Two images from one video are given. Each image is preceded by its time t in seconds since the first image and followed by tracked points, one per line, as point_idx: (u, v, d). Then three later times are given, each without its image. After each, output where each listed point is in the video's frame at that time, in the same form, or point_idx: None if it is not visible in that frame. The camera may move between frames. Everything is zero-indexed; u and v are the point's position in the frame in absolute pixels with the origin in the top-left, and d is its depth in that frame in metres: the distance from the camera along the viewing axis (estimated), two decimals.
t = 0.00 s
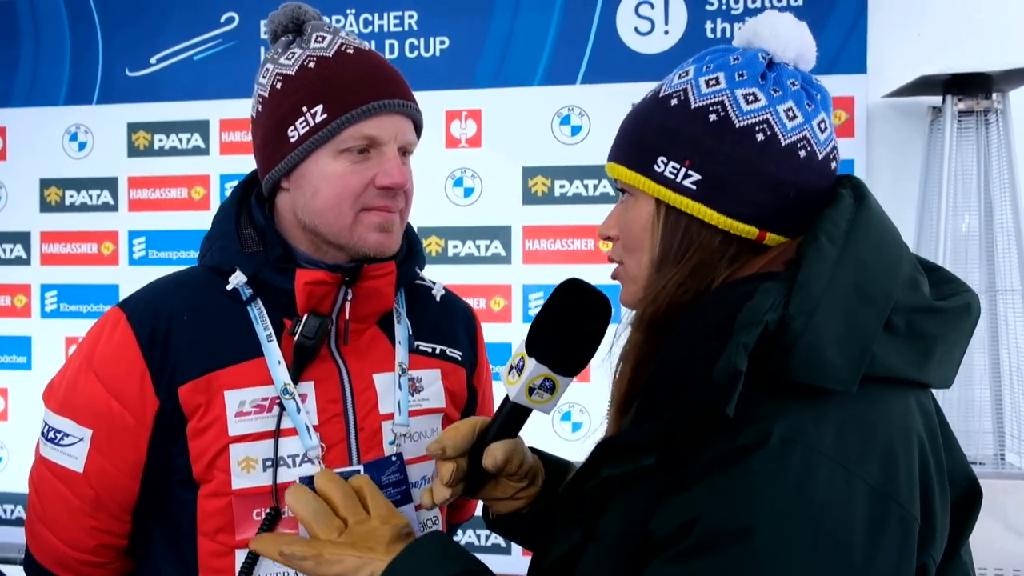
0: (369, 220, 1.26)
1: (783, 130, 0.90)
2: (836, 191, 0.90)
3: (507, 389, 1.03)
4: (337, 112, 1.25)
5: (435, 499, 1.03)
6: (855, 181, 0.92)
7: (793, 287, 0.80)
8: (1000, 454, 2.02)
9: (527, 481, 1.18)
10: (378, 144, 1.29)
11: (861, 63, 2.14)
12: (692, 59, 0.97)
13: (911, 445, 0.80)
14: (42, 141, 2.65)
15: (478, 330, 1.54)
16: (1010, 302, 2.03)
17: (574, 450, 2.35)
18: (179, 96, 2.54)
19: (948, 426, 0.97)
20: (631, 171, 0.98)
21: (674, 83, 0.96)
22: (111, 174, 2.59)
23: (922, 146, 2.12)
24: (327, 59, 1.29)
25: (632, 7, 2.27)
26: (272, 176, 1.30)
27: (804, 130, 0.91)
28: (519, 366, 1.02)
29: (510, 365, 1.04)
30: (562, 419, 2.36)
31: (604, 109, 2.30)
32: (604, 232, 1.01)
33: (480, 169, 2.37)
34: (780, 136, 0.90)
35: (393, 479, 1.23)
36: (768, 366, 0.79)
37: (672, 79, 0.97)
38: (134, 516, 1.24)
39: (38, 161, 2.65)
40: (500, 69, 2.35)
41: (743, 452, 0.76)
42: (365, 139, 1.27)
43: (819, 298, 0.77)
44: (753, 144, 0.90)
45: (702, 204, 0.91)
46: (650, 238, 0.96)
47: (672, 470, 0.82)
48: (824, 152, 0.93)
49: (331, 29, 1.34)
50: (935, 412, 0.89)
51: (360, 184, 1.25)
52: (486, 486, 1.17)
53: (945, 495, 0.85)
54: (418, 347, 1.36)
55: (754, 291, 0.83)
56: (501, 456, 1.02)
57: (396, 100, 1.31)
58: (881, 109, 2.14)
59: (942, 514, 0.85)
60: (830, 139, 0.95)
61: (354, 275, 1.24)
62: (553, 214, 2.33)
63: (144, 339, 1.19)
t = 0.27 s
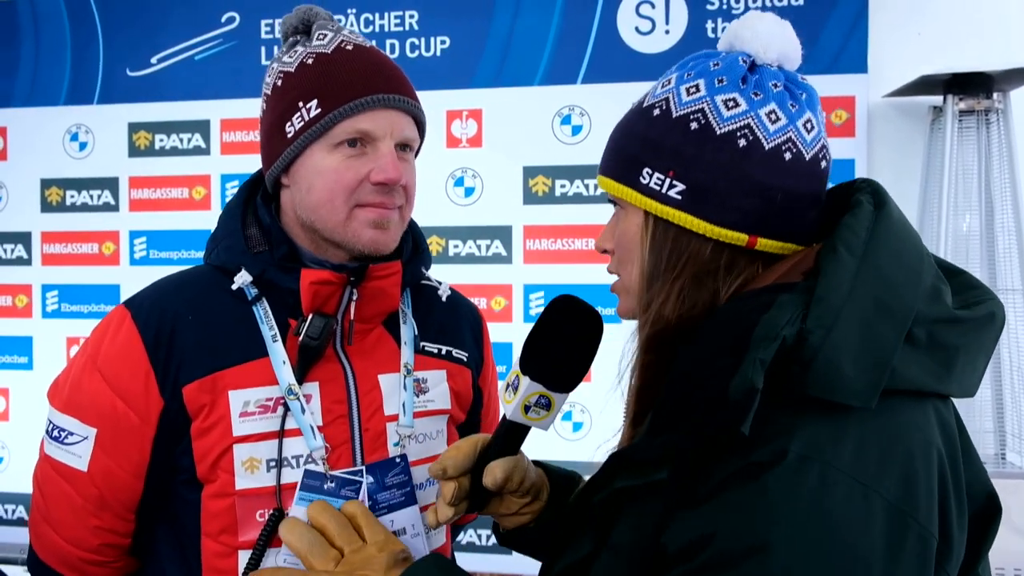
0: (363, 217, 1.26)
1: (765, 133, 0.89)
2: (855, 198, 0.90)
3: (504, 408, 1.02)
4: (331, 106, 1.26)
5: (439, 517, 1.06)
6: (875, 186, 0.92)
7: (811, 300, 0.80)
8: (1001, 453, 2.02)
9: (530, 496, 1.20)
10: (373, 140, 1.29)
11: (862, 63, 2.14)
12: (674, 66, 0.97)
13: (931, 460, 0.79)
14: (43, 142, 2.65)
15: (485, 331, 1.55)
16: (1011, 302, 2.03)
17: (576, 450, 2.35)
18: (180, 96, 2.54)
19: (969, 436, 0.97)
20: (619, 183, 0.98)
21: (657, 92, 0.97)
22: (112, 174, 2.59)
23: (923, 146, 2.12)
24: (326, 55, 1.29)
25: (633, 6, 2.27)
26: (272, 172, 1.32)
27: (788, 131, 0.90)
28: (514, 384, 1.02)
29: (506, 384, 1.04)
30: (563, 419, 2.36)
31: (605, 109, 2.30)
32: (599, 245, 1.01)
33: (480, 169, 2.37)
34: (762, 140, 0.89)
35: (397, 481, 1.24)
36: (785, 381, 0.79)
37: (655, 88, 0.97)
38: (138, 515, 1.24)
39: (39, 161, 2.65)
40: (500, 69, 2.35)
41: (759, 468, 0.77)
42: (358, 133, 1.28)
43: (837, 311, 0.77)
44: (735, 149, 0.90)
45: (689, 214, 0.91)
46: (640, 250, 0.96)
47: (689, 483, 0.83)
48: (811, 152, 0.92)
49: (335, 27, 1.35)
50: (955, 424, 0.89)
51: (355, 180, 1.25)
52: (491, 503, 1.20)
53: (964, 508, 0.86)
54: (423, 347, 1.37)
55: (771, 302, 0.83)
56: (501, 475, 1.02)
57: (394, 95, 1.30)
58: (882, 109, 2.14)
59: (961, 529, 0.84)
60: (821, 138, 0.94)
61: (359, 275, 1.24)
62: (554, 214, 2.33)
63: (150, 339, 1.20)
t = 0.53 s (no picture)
0: (367, 219, 1.26)
1: (771, 134, 0.89)
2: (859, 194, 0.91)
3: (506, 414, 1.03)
4: (336, 105, 1.26)
5: (443, 523, 1.09)
6: (878, 184, 0.92)
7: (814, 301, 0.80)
8: (1002, 453, 2.01)
9: (535, 502, 1.21)
10: (378, 139, 1.29)
11: (862, 62, 2.15)
12: (676, 65, 0.97)
13: (937, 460, 0.79)
14: (43, 142, 2.65)
15: (493, 333, 1.56)
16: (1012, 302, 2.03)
17: (576, 451, 2.35)
18: (180, 96, 2.54)
19: (974, 435, 0.97)
20: (623, 187, 0.99)
21: (658, 92, 0.97)
22: (112, 174, 2.59)
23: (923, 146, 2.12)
24: (336, 55, 1.31)
25: (633, 6, 2.27)
26: (281, 170, 1.33)
27: (794, 130, 0.90)
28: (515, 391, 1.02)
29: (507, 391, 1.05)
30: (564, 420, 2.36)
31: (605, 108, 2.30)
32: (605, 247, 1.03)
33: (481, 169, 2.37)
34: (768, 141, 0.89)
35: (403, 483, 1.24)
36: (789, 384, 0.79)
37: (657, 87, 0.97)
38: (144, 513, 1.25)
39: (39, 161, 2.65)
40: (501, 69, 2.35)
41: (765, 472, 0.77)
42: (363, 133, 1.28)
43: (841, 312, 0.77)
44: (740, 151, 0.90)
45: (695, 219, 0.92)
46: (647, 254, 0.96)
47: (693, 486, 0.83)
48: (818, 151, 0.92)
49: (346, 28, 1.36)
50: (960, 422, 0.89)
51: (360, 180, 1.25)
52: (498, 509, 1.20)
53: (970, 507, 0.86)
54: (431, 350, 1.38)
55: (773, 304, 0.84)
56: (503, 481, 1.04)
57: (400, 95, 1.30)
58: (882, 109, 2.15)
59: (967, 530, 0.85)
60: (826, 134, 0.94)
61: (367, 276, 1.25)
62: (554, 214, 2.33)
63: (158, 337, 1.21)
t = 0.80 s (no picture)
0: (369, 219, 1.26)
1: (768, 127, 0.89)
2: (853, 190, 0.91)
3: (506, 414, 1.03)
4: (338, 104, 1.26)
5: (444, 523, 1.09)
6: (872, 180, 0.92)
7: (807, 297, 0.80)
8: (1002, 452, 2.01)
9: (535, 501, 1.21)
10: (381, 138, 1.28)
11: (862, 60, 2.15)
12: (669, 61, 0.97)
13: (932, 456, 0.79)
14: (42, 143, 2.64)
15: (495, 332, 1.56)
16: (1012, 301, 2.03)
17: (577, 450, 2.35)
18: (179, 96, 2.54)
19: (971, 429, 0.97)
20: (620, 186, 0.99)
21: (652, 89, 0.96)
22: (112, 174, 2.59)
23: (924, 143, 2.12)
24: (337, 54, 1.30)
25: (632, 5, 2.27)
26: (283, 170, 1.33)
27: (791, 122, 0.90)
28: (515, 391, 1.02)
29: (507, 391, 1.04)
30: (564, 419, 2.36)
31: (604, 107, 2.30)
32: (605, 248, 1.04)
33: (480, 168, 2.37)
34: (766, 134, 0.89)
35: (405, 481, 1.24)
36: (783, 381, 0.79)
37: (651, 84, 0.97)
38: (147, 511, 1.25)
39: (38, 162, 2.65)
40: (500, 68, 2.35)
41: (760, 470, 0.76)
42: (367, 131, 1.27)
43: (833, 308, 0.77)
44: (737, 145, 0.90)
45: (696, 215, 0.91)
46: (647, 251, 0.96)
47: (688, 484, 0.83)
48: (814, 141, 0.92)
49: (349, 27, 1.36)
50: (956, 417, 0.89)
51: (362, 179, 1.25)
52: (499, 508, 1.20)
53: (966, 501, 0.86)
54: (434, 349, 1.38)
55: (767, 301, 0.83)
56: (503, 481, 1.05)
57: (401, 93, 1.30)
58: (882, 107, 2.15)
59: (963, 526, 0.85)
60: (822, 121, 0.94)
61: (370, 275, 1.24)
62: (553, 213, 2.33)
63: (161, 335, 1.21)
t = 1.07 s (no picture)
0: (366, 214, 1.25)
1: (765, 122, 0.89)
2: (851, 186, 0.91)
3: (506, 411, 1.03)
4: (335, 99, 1.26)
5: (445, 520, 1.08)
6: (872, 177, 0.91)
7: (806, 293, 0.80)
8: (1002, 449, 2.00)
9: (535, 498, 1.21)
10: (378, 133, 1.28)
11: (862, 57, 2.14)
12: (665, 58, 0.96)
13: (931, 453, 0.79)
14: (40, 141, 2.64)
15: (494, 330, 1.56)
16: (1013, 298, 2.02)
17: (576, 448, 2.35)
18: (177, 94, 2.53)
19: (970, 426, 0.97)
20: (619, 183, 0.98)
21: (648, 86, 0.96)
22: (110, 172, 2.58)
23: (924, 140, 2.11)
24: (336, 50, 1.30)
25: (632, 2, 2.27)
26: (282, 166, 1.33)
27: (788, 117, 0.89)
28: (514, 388, 1.02)
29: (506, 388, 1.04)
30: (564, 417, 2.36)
31: (604, 105, 2.29)
32: (604, 245, 1.03)
33: (480, 166, 2.36)
34: (763, 129, 0.89)
35: (404, 478, 1.24)
36: (780, 378, 0.79)
37: (647, 82, 0.97)
38: (148, 509, 1.24)
39: (37, 160, 2.64)
40: (499, 66, 2.34)
41: (758, 467, 0.76)
42: (363, 125, 1.27)
43: (832, 305, 0.77)
44: (734, 141, 0.89)
45: (695, 212, 0.91)
46: (646, 248, 0.96)
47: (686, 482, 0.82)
48: (812, 136, 0.92)
49: (346, 24, 1.35)
50: (956, 414, 0.89)
51: (360, 173, 1.25)
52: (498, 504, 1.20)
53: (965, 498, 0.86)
54: (432, 347, 1.37)
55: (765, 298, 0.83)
56: (502, 479, 1.04)
57: (399, 88, 1.29)
58: (882, 104, 2.14)
59: (962, 523, 0.84)
60: (819, 117, 0.93)
61: (368, 273, 1.24)
62: (553, 211, 2.32)
63: (161, 333, 1.20)
